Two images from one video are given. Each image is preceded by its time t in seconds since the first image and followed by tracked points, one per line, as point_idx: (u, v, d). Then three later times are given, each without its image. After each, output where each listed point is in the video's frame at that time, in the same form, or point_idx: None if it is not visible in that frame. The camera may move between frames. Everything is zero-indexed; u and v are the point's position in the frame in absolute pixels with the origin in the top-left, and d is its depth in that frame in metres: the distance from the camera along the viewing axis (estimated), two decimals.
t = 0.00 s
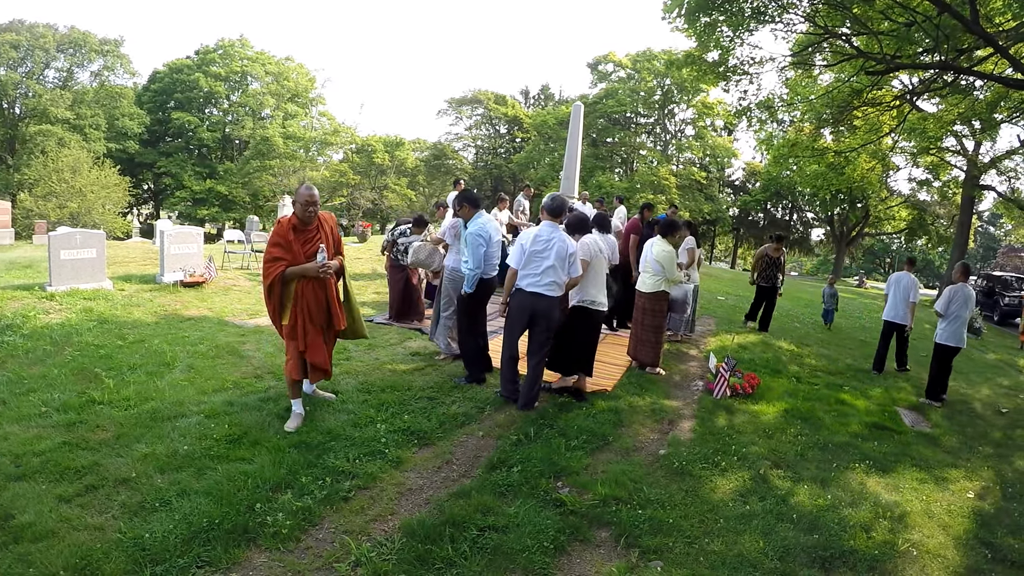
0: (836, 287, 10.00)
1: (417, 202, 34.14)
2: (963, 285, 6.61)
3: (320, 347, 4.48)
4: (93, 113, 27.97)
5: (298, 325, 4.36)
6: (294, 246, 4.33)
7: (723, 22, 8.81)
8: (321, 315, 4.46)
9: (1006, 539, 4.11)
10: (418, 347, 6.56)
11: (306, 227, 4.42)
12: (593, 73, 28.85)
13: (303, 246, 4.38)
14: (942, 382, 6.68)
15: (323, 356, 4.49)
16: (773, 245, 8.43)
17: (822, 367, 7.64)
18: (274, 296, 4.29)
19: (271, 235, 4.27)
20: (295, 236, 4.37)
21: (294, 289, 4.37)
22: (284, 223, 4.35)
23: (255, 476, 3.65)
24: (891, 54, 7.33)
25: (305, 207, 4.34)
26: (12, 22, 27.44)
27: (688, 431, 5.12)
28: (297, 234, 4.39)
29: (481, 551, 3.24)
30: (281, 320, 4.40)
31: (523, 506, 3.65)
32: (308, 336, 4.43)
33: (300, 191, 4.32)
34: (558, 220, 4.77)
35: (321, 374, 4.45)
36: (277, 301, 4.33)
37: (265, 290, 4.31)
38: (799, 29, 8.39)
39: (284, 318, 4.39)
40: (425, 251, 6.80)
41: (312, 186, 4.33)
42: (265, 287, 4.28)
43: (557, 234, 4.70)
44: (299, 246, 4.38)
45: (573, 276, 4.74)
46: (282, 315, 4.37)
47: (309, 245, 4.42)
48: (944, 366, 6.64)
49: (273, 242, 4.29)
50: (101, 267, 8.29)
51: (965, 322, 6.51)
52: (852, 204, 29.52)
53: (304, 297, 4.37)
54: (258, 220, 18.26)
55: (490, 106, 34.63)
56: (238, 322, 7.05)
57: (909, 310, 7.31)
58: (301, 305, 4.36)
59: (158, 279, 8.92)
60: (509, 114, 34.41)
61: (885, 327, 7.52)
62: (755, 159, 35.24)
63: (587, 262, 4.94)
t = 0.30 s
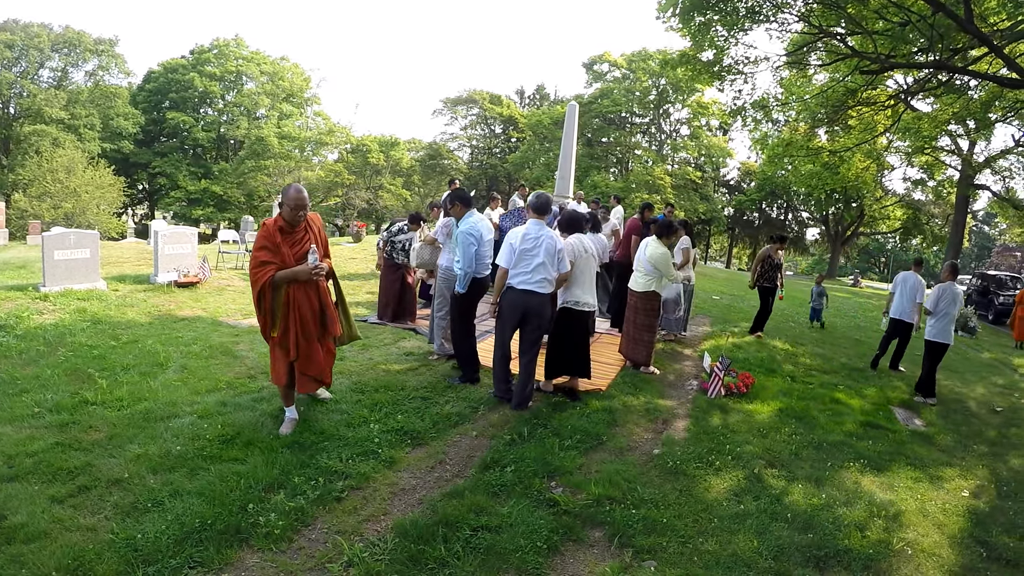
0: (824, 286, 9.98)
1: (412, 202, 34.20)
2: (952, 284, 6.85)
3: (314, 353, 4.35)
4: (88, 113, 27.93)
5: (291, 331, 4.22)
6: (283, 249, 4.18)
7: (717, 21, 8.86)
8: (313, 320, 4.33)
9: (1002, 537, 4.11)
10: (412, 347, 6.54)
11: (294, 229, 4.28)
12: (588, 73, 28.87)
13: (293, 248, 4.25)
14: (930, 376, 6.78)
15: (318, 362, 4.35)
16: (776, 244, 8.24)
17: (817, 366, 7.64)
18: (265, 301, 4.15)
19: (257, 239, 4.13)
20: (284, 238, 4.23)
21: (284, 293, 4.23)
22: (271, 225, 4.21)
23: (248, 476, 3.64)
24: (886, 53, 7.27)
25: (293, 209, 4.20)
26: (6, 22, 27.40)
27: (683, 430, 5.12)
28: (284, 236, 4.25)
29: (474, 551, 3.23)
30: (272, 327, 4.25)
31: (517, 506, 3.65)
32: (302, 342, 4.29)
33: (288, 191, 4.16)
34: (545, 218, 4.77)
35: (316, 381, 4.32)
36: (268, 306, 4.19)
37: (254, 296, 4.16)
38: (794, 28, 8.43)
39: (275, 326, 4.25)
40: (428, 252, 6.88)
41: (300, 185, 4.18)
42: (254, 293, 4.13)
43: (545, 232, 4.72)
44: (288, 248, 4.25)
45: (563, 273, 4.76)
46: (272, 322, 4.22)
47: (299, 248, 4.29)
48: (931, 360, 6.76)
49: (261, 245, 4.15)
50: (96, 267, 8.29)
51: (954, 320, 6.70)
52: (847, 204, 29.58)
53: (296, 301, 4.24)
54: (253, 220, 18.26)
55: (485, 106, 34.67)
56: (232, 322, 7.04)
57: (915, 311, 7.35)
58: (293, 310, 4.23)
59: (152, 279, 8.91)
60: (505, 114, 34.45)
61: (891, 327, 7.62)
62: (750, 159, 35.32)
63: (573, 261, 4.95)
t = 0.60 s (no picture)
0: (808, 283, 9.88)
1: (405, 202, 34.24)
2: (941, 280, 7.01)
3: (305, 363, 4.11)
4: (80, 112, 27.83)
5: (278, 338, 4.00)
6: (273, 253, 3.98)
7: (710, 20, 8.87)
8: (302, 328, 4.10)
9: (993, 536, 4.12)
10: (403, 347, 6.53)
11: (287, 231, 4.08)
12: (581, 73, 28.90)
13: (284, 251, 4.05)
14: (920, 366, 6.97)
15: (308, 373, 4.12)
16: (775, 246, 8.07)
17: (809, 365, 7.66)
18: (252, 307, 3.95)
19: (246, 240, 3.94)
20: (274, 241, 4.03)
21: (274, 300, 4.02)
22: (261, 226, 4.01)
23: (237, 476, 3.63)
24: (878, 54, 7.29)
25: (285, 210, 4.01)
26: None
27: (674, 430, 5.12)
28: (276, 238, 4.06)
29: (463, 552, 3.23)
30: (259, 334, 4.04)
31: (507, 506, 3.65)
32: (291, 350, 4.06)
33: (281, 192, 3.97)
34: (526, 215, 4.77)
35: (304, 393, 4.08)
36: (257, 313, 3.99)
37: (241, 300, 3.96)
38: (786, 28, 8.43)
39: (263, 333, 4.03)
40: (415, 255, 6.61)
41: (294, 186, 3.98)
42: (240, 298, 3.93)
43: (527, 228, 4.72)
44: (279, 251, 4.05)
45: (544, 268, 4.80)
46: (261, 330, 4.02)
47: (290, 251, 4.08)
48: (921, 352, 6.95)
49: (249, 248, 3.95)
50: (87, 268, 8.27)
51: (942, 313, 6.86)
52: (840, 203, 29.66)
53: (285, 308, 4.04)
54: (245, 220, 18.24)
55: (478, 106, 34.73)
56: (223, 322, 7.04)
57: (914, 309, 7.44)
58: (282, 316, 4.02)
59: (143, 279, 8.89)
60: (498, 114, 34.53)
61: (894, 325, 7.77)
62: (743, 158, 35.41)
63: (571, 258, 4.90)
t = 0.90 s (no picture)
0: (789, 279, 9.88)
1: (394, 202, 34.29)
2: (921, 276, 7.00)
3: (297, 372, 4.04)
4: (68, 111, 27.67)
5: (270, 347, 3.93)
6: (272, 257, 3.89)
7: (698, 20, 8.90)
8: (298, 337, 4.02)
9: (981, 532, 4.14)
10: (390, 347, 6.52)
11: (288, 235, 3.96)
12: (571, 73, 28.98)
13: (283, 256, 3.94)
14: (906, 360, 7.08)
15: (299, 382, 4.04)
16: (765, 243, 8.09)
17: (797, 363, 7.69)
18: (247, 311, 3.86)
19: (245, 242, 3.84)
20: (274, 244, 3.92)
21: (270, 306, 3.94)
22: (262, 228, 3.90)
23: (222, 477, 3.62)
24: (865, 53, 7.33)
25: (289, 213, 3.87)
26: None
27: (661, 428, 5.14)
28: (276, 241, 3.94)
29: (449, 552, 3.23)
30: (253, 339, 3.96)
31: (493, 505, 3.65)
32: (282, 359, 3.99)
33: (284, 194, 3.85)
34: (503, 211, 4.81)
35: (294, 404, 4.01)
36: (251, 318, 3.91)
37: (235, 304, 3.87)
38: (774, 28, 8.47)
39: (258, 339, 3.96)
40: (401, 258, 6.39)
41: (298, 189, 3.87)
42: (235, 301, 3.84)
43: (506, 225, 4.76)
44: (279, 255, 3.94)
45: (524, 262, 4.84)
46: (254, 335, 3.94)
47: (290, 256, 3.98)
48: (905, 346, 7.05)
49: (247, 251, 3.85)
50: (73, 268, 8.23)
51: (922, 309, 6.92)
52: (828, 202, 29.86)
53: (281, 315, 3.95)
54: (234, 220, 18.19)
55: (467, 105, 34.86)
56: (210, 322, 7.02)
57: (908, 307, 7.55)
58: (276, 324, 3.94)
59: (130, 279, 8.85)
60: (487, 114, 34.66)
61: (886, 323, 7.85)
62: (731, 158, 35.62)
63: (563, 257, 4.87)
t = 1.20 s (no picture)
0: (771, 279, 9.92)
1: (383, 202, 34.37)
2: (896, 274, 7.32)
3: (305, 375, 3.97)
4: (54, 111, 27.45)
5: (278, 349, 3.83)
6: (279, 257, 3.76)
7: (685, 20, 8.93)
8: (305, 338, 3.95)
9: (967, 528, 4.17)
10: (375, 347, 6.50)
11: (293, 234, 3.83)
12: (558, 73, 29.02)
13: (289, 256, 3.81)
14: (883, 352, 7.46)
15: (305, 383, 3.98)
16: (753, 243, 8.15)
17: (783, 361, 7.73)
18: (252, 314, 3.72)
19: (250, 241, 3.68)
20: (279, 244, 3.78)
21: (276, 307, 3.82)
22: (266, 227, 3.75)
23: (206, 478, 3.61)
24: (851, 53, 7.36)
25: (293, 211, 3.73)
26: None
27: (647, 426, 5.15)
28: (280, 241, 3.80)
29: (433, 551, 3.23)
30: (257, 343, 3.83)
31: (478, 504, 3.65)
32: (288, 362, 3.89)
33: (289, 191, 3.70)
34: (488, 210, 4.84)
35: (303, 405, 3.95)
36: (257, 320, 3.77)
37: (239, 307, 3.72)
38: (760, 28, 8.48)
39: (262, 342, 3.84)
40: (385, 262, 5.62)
41: (304, 185, 3.73)
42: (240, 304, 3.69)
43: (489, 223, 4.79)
44: (284, 255, 3.81)
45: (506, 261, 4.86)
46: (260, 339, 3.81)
47: (296, 256, 3.86)
48: (881, 339, 7.38)
49: (252, 251, 3.70)
50: (58, 269, 8.18)
51: (896, 306, 7.19)
52: (815, 202, 30.11)
53: (288, 316, 3.85)
54: (221, 220, 18.14)
55: (455, 105, 35.14)
56: (195, 323, 6.99)
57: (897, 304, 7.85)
58: (283, 326, 3.84)
59: (115, 280, 8.79)
60: (475, 113, 34.90)
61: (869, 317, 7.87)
62: (718, 157, 35.86)
63: (544, 262, 4.70)
